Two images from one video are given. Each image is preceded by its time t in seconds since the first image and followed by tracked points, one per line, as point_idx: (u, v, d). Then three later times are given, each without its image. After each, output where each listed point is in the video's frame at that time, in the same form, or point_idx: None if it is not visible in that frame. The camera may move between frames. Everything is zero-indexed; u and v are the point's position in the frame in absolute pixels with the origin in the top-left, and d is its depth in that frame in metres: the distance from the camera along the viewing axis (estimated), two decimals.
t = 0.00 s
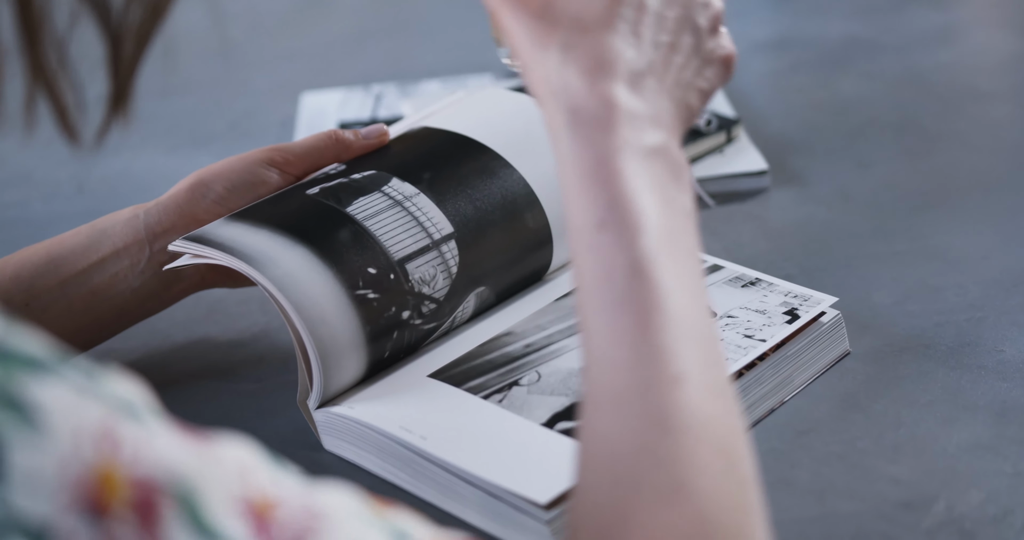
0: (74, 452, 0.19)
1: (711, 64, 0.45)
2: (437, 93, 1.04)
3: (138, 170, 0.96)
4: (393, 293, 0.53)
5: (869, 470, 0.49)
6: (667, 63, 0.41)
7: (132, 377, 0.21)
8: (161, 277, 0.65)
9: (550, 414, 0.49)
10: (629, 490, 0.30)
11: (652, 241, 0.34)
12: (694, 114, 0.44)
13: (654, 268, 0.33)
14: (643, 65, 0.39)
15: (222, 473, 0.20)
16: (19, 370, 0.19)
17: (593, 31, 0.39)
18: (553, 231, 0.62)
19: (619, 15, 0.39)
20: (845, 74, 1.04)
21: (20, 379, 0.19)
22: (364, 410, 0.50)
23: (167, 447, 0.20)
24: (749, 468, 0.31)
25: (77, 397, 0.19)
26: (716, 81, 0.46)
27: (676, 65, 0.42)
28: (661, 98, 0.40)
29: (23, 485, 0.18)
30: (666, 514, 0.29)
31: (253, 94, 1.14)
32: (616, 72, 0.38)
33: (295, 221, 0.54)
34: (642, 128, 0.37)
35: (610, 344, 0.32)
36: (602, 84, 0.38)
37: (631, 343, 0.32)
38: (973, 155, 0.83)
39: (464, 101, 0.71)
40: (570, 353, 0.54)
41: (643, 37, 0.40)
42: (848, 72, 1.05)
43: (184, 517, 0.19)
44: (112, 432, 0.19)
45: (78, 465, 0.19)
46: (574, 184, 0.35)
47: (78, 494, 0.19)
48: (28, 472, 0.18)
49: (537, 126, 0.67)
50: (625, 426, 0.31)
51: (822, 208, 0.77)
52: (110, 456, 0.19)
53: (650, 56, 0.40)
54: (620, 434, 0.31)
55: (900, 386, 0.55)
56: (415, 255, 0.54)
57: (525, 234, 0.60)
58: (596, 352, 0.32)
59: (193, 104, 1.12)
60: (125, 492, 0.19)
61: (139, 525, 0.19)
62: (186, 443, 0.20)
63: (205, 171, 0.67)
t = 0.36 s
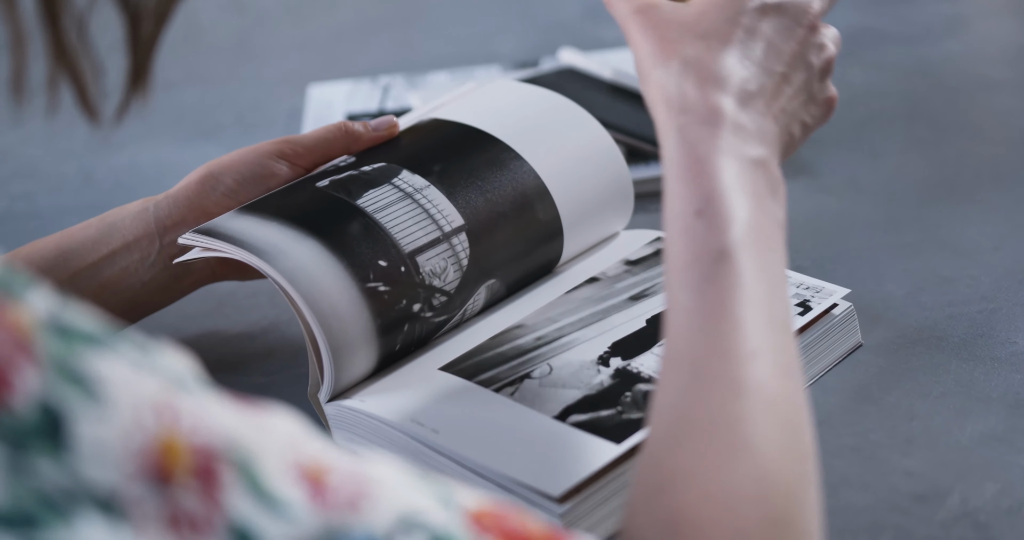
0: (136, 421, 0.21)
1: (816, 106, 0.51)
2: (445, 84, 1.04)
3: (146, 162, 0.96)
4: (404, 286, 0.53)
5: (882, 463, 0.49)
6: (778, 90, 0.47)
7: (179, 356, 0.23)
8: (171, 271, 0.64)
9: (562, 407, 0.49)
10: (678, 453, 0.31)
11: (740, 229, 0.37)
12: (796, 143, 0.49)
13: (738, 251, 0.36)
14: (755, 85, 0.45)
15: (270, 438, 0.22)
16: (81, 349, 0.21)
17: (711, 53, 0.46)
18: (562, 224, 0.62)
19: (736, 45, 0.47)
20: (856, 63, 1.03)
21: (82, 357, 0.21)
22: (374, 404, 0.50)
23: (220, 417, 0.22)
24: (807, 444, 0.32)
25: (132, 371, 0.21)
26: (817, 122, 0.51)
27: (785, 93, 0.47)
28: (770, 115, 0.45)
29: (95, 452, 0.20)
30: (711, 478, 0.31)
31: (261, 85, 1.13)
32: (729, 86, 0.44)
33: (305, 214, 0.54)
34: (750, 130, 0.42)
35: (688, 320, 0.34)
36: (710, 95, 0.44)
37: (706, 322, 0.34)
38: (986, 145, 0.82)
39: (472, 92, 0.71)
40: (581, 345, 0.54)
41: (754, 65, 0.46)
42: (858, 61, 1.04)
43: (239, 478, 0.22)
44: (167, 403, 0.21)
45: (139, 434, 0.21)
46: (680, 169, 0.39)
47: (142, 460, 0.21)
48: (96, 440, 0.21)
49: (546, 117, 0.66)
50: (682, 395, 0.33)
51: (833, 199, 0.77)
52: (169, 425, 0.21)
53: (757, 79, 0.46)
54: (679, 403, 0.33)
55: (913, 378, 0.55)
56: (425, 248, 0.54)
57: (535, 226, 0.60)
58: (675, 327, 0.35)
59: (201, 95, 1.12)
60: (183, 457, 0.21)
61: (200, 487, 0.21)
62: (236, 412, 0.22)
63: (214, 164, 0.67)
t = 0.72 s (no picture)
0: (184, 395, 0.22)
1: (876, 139, 0.52)
2: (442, 76, 1.03)
3: (143, 155, 0.95)
4: (406, 278, 0.52)
5: (887, 452, 0.49)
6: (840, 114, 0.49)
7: (216, 325, 0.24)
8: (172, 263, 0.64)
9: (566, 398, 0.49)
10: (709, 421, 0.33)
11: (788, 225, 0.39)
12: (852, 169, 0.50)
13: (781, 243, 0.38)
14: (818, 107, 0.48)
15: (311, 409, 0.23)
16: (124, 325, 0.22)
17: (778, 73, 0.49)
18: (564, 214, 0.61)
19: (804, 67, 0.50)
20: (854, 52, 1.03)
21: (127, 331, 0.22)
22: (377, 396, 0.50)
23: (260, 389, 0.23)
24: (838, 420, 0.33)
25: (174, 345, 0.22)
26: (875, 153, 0.52)
27: (846, 117, 0.49)
28: (829, 137, 0.47)
29: (145, 427, 0.21)
30: (739, 440, 0.32)
31: (257, 78, 1.13)
32: (791, 102, 0.47)
33: (306, 205, 0.54)
34: (809, 145, 0.45)
35: (731, 301, 0.36)
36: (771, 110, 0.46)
37: (746, 301, 0.36)
38: (986, 134, 0.82)
39: (472, 83, 0.70)
40: (584, 335, 0.54)
41: (818, 88, 0.49)
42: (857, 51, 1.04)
43: (285, 447, 0.23)
44: (209, 376, 0.22)
45: (187, 408, 0.22)
46: (739, 169, 0.43)
47: (192, 432, 0.22)
48: (146, 414, 0.21)
49: (546, 107, 0.66)
50: (718, 367, 0.34)
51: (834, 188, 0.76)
52: (215, 397, 0.22)
53: (818, 101, 0.48)
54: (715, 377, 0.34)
55: (917, 367, 0.55)
56: (427, 239, 0.54)
57: (537, 216, 0.60)
58: (718, 309, 0.37)
59: (197, 88, 1.12)
60: (230, 427, 0.22)
61: (247, 456, 0.22)
62: (273, 383, 0.23)
63: (215, 155, 0.66)
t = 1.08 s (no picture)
0: (215, 382, 0.23)
1: (895, 180, 0.54)
2: (436, 74, 1.03)
3: (135, 154, 0.95)
4: (405, 277, 0.52)
5: (888, 450, 0.49)
6: (868, 151, 0.51)
7: (238, 316, 0.25)
8: (167, 264, 0.64)
9: (566, 397, 0.49)
10: (729, 405, 0.35)
11: (813, 238, 0.41)
12: (873, 206, 0.52)
13: (807, 253, 0.40)
14: (849, 141, 0.50)
15: (336, 393, 0.24)
16: (156, 316, 0.23)
17: (811, 105, 0.51)
18: (561, 212, 0.61)
19: (836, 102, 0.51)
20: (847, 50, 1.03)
21: (160, 321, 0.23)
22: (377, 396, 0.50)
23: (285, 375, 0.24)
24: (850, 415, 0.35)
25: (203, 335, 0.23)
26: (892, 195, 0.54)
27: (873, 154, 0.51)
28: (856, 171, 0.49)
29: (180, 414, 0.22)
30: (754, 424, 0.34)
31: (249, 76, 1.12)
32: (823, 133, 0.49)
33: (303, 204, 0.54)
34: (837, 176, 0.47)
35: (755, 304, 0.39)
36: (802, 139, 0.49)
37: (768, 302, 0.38)
38: (980, 131, 0.82)
39: (467, 81, 0.70)
40: (583, 335, 0.54)
41: (849, 122, 0.51)
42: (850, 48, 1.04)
43: (314, 429, 0.24)
44: (239, 364, 0.23)
45: (219, 394, 0.23)
46: (771, 187, 0.45)
47: (225, 417, 0.23)
48: (181, 401, 0.22)
49: (542, 106, 0.66)
50: (739, 359, 0.37)
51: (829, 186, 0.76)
52: (246, 385, 0.23)
53: (849, 134, 0.50)
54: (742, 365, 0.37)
55: (916, 364, 0.55)
56: (425, 238, 0.53)
57: (534, 215, 0.59)
58: (744, 311, 0.39)
59: (188, 86, 1.11)
60: (262, 411, 0.23)
61: (277, 439, 0.23)
62: (295, 370, 0.24)
63: (209, 155, 0.66)
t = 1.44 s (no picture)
0: (242, 390, 0.23)
1: (906, 218, 0.57)
2: (432, 81, 1.03)
3: (130, 162, 0.94)
4: (407, 285, 0.51)
5: (893, 458, 0.49)
6: (882, 189, 0.54)
7: (260, 324, 0.25)
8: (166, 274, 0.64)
9: (570, 407, 0.49)
10: (745, 411, 0.38)
11: (828, 263, 0.45)
12: (884, 240, 0.55)
13: (821, 276, 0.44)
14: (865, 178, 0.53)
15: (355, 399, 0.25)
16: (183, 325, 0.23)
17: (831, 142, 0.55)
18: (562, 220, 0.61)
19: (854, 140, 0.55)
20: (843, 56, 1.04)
21: (187, 330, 0.23)
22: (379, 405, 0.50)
23: (308, 382, 0.25)
24: (859, 423, 0.38)
25: (229, 342, 0.24)
26: (904, 231, 0.57)
27: (887, 192, 0.55)
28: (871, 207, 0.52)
29: (208, 421, 0.23)
30: (768, 428, 0.37)
31: (244, 83, 1.12)
32: (840, 168, 0.53)
33: (304, 213, 0.53)
34: (853, 209, 0.50)
35: (770, 320, 0.42)
36: (821, 172, 0.52)
37: (782, 320, 0.42)
38: (978, 137, 0.82)
39: (467, 88, 0.70)
40: (586, 343, 0.54)
41: (866, 160, 0.54)
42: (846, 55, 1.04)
43: (337, 434, 0.24)
44: (265, 372, 0.24)
45: (247, 401, 0.23)
46: (789, 215, 0.49)
47: (253, 423, 0.23)
48: (209, 409, 0.23)
49: (543, 112, 0.65)
50: (754, 372, 0.40)
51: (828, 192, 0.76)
52: (271, 391, 0.24)
53: (866, 173, 0.54)
54: (757, 376, 0.40)
55: (919, 372, 0.55)
56: (427, 246, 0.53)
57: (536, 223, 0.59)
58: (761, 326, 0.42)
59: (183, 93, 1.10)
60: (289, 416, 0.24)
61: (304, 443, 0.24)
62: (317, 378, 0.25)
63: (210, 163, 0.65)
